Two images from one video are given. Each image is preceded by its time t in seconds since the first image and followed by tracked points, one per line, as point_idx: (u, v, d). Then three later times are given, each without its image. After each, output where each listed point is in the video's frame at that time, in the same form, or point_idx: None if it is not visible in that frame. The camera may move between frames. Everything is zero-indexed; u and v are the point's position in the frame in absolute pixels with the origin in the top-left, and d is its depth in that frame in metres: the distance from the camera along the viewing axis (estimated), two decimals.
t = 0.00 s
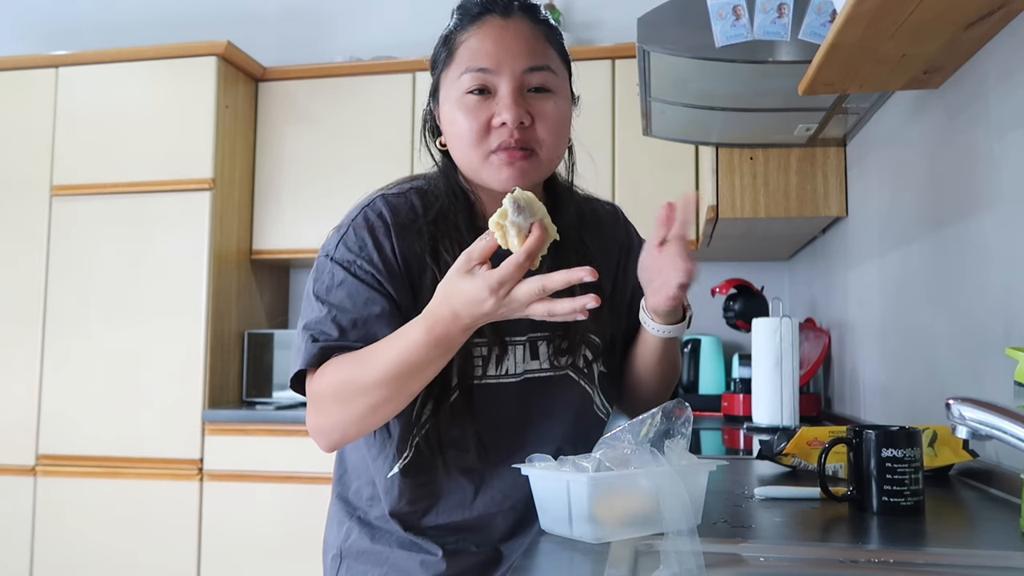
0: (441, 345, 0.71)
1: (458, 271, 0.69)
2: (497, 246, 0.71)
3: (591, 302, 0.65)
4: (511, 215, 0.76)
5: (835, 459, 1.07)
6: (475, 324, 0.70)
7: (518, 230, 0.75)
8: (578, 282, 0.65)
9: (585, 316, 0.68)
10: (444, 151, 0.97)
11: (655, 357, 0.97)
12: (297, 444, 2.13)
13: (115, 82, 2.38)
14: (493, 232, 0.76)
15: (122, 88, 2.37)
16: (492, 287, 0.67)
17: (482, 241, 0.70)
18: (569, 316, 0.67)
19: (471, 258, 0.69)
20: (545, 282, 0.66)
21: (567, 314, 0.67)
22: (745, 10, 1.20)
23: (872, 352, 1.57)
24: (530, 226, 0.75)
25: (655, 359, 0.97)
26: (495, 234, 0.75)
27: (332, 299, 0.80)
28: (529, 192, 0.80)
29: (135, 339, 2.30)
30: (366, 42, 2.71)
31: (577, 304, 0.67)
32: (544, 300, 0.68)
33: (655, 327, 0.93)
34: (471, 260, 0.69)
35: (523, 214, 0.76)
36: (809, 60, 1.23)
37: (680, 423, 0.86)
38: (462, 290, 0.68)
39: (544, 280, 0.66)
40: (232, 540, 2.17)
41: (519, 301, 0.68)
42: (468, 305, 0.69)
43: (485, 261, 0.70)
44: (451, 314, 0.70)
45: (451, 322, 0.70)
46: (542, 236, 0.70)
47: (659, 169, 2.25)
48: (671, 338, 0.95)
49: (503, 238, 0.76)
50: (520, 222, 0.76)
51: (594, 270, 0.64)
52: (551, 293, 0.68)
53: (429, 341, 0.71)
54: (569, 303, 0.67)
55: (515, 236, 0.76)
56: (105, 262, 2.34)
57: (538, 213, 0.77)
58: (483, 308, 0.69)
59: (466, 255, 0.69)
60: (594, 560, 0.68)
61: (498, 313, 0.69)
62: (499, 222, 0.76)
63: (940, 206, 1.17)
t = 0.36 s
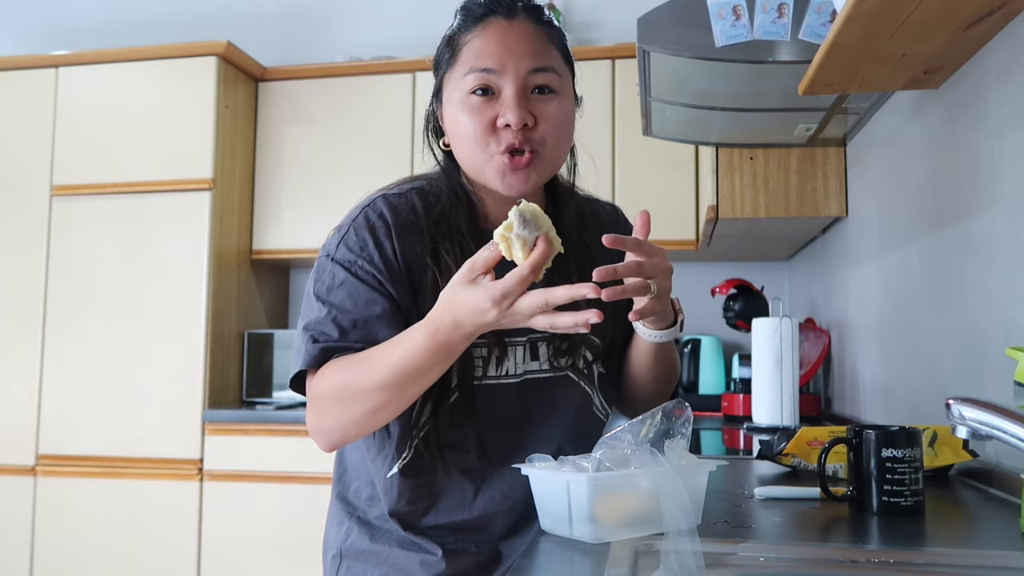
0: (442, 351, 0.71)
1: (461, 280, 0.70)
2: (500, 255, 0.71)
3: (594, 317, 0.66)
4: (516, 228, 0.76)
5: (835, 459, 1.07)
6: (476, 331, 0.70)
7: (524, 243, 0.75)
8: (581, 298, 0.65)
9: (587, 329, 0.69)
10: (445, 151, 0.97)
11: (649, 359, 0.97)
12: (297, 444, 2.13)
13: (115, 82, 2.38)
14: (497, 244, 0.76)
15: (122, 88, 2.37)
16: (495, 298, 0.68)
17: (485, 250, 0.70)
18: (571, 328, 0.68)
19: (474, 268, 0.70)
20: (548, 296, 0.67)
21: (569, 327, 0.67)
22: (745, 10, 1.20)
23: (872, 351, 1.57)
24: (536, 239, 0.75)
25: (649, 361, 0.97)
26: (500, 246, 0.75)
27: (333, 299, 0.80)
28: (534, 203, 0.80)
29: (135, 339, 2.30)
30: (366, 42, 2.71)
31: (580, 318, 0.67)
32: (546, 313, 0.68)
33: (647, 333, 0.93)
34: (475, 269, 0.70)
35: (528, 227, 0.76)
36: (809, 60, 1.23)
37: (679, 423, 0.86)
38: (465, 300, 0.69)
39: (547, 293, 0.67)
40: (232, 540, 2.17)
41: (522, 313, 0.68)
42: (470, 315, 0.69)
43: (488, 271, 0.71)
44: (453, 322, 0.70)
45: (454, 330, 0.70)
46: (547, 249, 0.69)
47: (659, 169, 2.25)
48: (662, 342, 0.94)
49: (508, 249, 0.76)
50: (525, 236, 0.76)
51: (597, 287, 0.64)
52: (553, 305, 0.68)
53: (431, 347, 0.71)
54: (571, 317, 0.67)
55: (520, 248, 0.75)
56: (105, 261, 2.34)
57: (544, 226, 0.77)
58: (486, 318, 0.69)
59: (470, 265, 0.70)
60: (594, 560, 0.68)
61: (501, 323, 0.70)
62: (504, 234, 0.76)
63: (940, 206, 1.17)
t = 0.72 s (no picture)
0: (443, 347, 0.71)
1: (464, 274, 0.70)
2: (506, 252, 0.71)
3: (596, 315, 0.65)
4: (521, 225, 0.75)
5: (835, 459, 1.07)
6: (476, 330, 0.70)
7: (528, 240, 0.75)
8: (585, 295, 0.65)
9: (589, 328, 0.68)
10: (446, 152, 0.97)
11: (649, 361, 0.97)
12: (296, 444, 2.13)
13: (115, 82, 2.38)
14: (501, 240, 0.76)
15: (122, 88, 2.37)
16: (498, 293, 0.68)
17: (489, 246, 0.70)
18: (573, 326, 0.67)
19: (477, 263, 0.69)
20: (552, 293, 0.67)
21: (571, 324, 0.67)
22: (745, 11, 1.20)
23: (872, 351, 1.57)
24: (540, 237, 0.75)
25: (651, 362, 0.97)
26: (504, 242, 0.75)
27: (333, 297, 0.80)
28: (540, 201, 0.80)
29: (135, 338, 2.30)
30: (366, 42, 2.71)
31: (583, 315, 0.66)
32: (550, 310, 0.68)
33: (651, 336, 0.93)
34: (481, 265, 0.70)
35: (534, 224, 0.75)
36: (809, 60, 1.23)
37: (680, 423, 0.86)
38: (468, 294, 0.69)
39: (551, 290, 0.67)
40: (231, 539, 2.17)
41: (524, 309, 0.68)
42: (473, 309, 0.69)
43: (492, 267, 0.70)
44: (456, 317, 0.70)
45: (456, 325, 0.70)
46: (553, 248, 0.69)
47: (659, 169, 2.25)
48: (664, 344, 0.94)
49: (513, 246, 0.76)
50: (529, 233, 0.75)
51: (601, 284, 0.64)
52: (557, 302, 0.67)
53: (432, 344, 0.71)
54: (574, 315, 0.67)
55: (524, 245, 0.75)
56: (105, 261, 2.34)
57: (549, 224, 0.77)
58: (489, 312, 0.69)
59: (473, 260, 0.69)
60: (594, 560, 0.68)
61: (503, 318, 0.70)
62: (508, 231, 0.76)
63: (940, 206, 1.17)
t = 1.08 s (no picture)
0: (439, 339, 0.71)
1: (463, 267, 0.70)
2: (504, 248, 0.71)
3: (588, 314, 0.65)
4: (522, 220, 0.76)
5: (835, 459, 1.07)
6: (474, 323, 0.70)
7: (527, 236, 0.75)
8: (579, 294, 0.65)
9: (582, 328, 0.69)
10: (446, 151, 0.97)
11: (650, 359, 0.97)
12: (296, 444, 2.13)
13: (115, 82, 2.38)
14: (500, 234, 0.76)
15: (122, 88, 2.37)
16: (494, 286, 0.68)
17: (489, 239, 0.70)
18: (566, 324, 0.68)
19: (477, 256, 0.70)
20: (546, 290, 0.67)
21: (563, 323, 0.67)
22: (745, 10, 1.20)
23: (872, 351, 1.57)
24: (540, 233, 0.75)
25: (651, 361, 0.97)
26: (503, 236, 0.75)
27: (332, 292, 0.80)
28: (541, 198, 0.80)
29: (135, 338, 2.30)
30: (366, 42, 2.71)
31: (576, 314, 0.67)
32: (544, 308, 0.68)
33: (651, 335, 0.92)
34: (479, 257, 0.70)
35: (534, 221, 0.76)
36: (809, 60, 1.23)
37: (680, 423, 0.86)
38: (465, 286, 0.69)
39: (544, 287, 0.67)
40: (231, 539, 2.17)
41: (519, 305, 0.68)
42: (468, 301, 0.69)
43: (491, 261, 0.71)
44: (451, 310, 0.70)
45: (449, 319, 0.70)
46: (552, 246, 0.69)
47: (659, 169, 2.25)
48: (665, 343, 0.94)
49: (512, 242, 0.76)
50: (529, 228, 0.76)
51: (597, 284, 0.64)
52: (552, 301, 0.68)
53: (428, 335, 0.71)
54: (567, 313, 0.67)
55: (523, 241, 0.75)
56: (105, 261, 2.34)
57: (549, 221, 0.78)
58: (484, 305, 0.69)
59: (472, 252, 0.70)
60: (593, 560, 0.68)
61: (498, 312, 0.70)
62: (508, 225, 0.76)
63: (940, 205, 1.17)
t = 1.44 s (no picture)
0: (430, 322, 0.71)
1: (451, 245, 0.69)
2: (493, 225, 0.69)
3: (576, 287, 0.63)
4: (507, 193, 0.75)
5: (835, 459, 1.07)
6: (465, 301, 0.70)
7: (513, 210, 0.75)
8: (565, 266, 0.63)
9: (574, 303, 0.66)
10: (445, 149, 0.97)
11: (650, 361, 0.96)
12: (296, 444, 2.13)
13: (115, 82, 2.38)
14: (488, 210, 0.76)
15: (122, 87, 2.37)
16: (481, 262, 0.66)
17: (476, 216, 0.68)
18: (556, 298, 0.65)
19: (464, 234, 0.68)
20: (533, 264, 0.65)
21: (551, 297, 0.65)
22: (745, 10, 1.20)
23: (872, 351, 1.57)
24: (526, 206, 0.75)
25: (651, 362, 0.97)
26: (489, 212, 0.75)
27: (332, 288, 0.80)
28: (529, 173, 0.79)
29: (135, 338, 2.30)
30: (366, 42, 2.71)
31: (564, 287, 0.64)
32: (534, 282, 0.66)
33: (650, 336, 0.93)
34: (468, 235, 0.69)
35: (520, 193, 0.75)
36: (809, 60, 1.23)
37: (680, 423, 0.86)
38: (453, 264, 0.68)
39: (531, 260, 0.65)
40: (231, 539, 2.17)
41: (507, 281, 0.66)
42: (457, 279, 0.68)
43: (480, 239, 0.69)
44: (442, 290, 0.69)
45: (442, 298, 0.70)
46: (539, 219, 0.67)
47: (659, 169, 2.25)
48: (665, 345, 0.94)
49: (498, 217, 0.75)
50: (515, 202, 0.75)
51: (582, 254, 0.62)
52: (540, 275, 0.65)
53: (420, 318, 0.71)
54: (555, 287, 0.65)
55: (509, 215, 0.75)
56: (105, 261, 2.34)
57: (536, 194, 0.77)
58: (473, 284, 0.68)
59: (460, 231, 0.68)
60: (594, 560, 0.68)
61: (487, 289, 0.68)
62: (494, 199, 0.76)
63: (940, 205, 1.17)
